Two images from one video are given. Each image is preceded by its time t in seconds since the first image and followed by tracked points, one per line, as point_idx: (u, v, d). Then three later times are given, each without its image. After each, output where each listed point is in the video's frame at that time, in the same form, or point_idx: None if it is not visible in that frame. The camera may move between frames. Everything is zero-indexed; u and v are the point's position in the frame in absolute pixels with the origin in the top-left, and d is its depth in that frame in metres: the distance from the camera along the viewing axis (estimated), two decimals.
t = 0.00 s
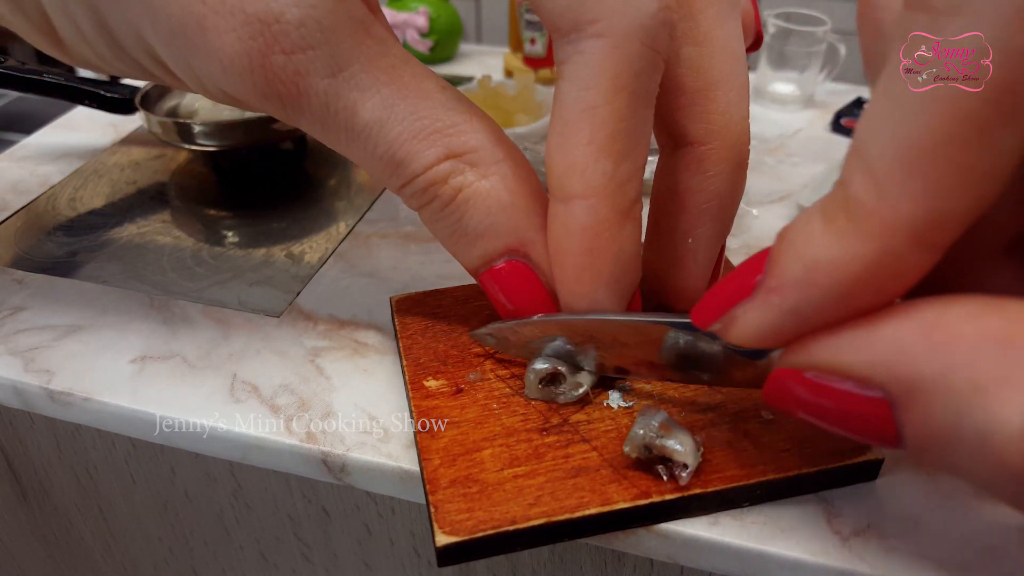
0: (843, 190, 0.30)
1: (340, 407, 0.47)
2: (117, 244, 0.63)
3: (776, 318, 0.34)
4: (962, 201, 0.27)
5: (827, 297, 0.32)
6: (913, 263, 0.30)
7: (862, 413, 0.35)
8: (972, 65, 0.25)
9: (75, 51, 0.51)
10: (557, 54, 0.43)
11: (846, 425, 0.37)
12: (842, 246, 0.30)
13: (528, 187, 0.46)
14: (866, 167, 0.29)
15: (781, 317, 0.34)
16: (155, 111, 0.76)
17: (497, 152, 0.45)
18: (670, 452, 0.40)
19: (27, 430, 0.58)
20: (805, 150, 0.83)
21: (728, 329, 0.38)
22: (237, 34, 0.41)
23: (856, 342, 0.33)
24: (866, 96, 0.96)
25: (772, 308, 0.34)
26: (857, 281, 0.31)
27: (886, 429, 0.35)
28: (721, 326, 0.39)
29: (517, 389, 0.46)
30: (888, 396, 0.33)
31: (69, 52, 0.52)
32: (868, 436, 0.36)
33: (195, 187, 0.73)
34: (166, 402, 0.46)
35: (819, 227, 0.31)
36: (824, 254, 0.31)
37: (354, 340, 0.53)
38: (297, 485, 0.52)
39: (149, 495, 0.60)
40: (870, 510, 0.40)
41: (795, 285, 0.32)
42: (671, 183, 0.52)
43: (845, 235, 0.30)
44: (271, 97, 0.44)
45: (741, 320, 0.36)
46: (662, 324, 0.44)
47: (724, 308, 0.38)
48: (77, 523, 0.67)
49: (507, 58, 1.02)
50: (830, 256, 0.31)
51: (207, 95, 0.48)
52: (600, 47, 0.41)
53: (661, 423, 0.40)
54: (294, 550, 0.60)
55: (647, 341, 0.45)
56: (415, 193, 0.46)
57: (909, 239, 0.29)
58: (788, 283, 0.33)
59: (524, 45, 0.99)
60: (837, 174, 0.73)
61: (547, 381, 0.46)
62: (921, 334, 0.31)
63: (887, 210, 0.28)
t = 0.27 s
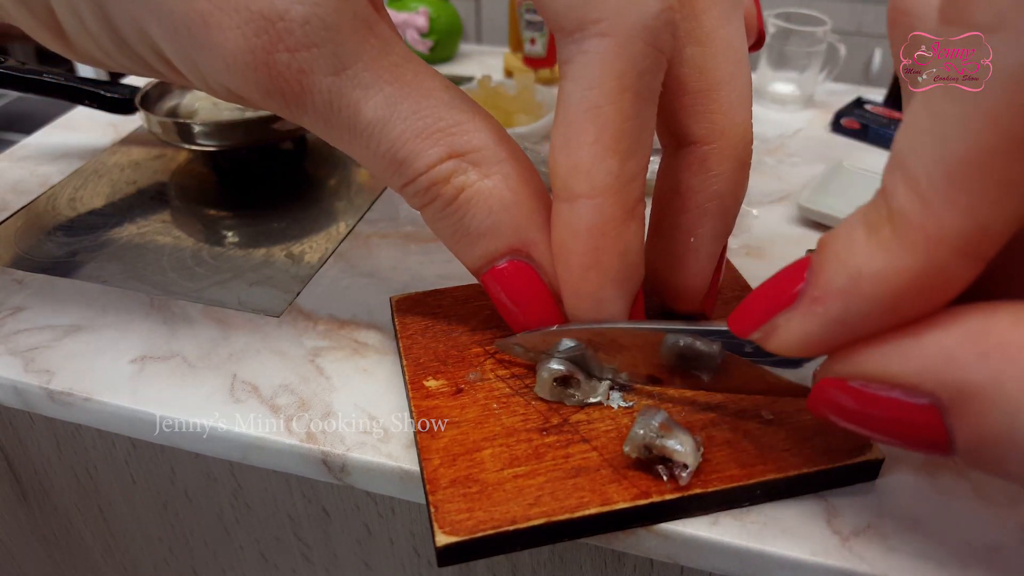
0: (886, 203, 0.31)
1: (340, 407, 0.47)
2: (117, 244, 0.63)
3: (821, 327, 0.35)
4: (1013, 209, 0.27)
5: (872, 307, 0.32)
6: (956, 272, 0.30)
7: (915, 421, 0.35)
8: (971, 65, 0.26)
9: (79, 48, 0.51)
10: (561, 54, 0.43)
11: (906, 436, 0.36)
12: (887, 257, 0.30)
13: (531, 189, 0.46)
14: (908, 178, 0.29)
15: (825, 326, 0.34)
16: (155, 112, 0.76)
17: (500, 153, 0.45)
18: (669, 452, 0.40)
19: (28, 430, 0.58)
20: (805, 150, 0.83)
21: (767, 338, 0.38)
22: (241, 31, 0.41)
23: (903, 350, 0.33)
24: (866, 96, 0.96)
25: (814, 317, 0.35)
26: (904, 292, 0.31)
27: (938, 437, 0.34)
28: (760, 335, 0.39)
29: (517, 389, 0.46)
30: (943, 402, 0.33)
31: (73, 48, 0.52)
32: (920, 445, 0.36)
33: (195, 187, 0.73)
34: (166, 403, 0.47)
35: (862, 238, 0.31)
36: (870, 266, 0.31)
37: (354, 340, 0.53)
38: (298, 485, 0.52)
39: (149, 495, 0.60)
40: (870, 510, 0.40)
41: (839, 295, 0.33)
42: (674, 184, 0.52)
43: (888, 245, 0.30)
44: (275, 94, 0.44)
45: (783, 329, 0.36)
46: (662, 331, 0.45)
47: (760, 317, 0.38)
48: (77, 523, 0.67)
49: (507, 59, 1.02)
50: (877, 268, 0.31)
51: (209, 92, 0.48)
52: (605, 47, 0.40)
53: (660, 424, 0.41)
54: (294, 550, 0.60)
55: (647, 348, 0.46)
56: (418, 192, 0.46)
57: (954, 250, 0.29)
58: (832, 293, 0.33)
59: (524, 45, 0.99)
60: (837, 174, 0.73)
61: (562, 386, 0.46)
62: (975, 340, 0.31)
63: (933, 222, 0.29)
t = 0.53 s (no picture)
0: (787, 223, 0.32)
1: (341, 407, 0.47)
2: (117, 244, 0.63)
3: (726, 332, 0.36)
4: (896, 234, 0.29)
5: (772, 317, 0.34)
6: (851, 288, 0.32)
7: (813, 415, 0.37)
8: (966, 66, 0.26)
9: (83, 44, 0.51)
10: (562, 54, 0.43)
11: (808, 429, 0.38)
12: (784, 271, 0.32)
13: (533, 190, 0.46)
14: (804, 199, 0.31)
15: (732, 331, 0.36)
16: (155, 112, 0.76)
17: (502, 152, 0.46)
18: (670, 453, 0.40)
19: (27, 430, 0.58)
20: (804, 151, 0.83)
21: (680, 339, 0.39)
22: (246, 29, 0.41)
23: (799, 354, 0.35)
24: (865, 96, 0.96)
25: (722, 322, 0.36)
26: (796, 304, 0.33)
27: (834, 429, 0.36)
28: (675, 335, 0.40)
29: (517, 389, 0.46)
30: (846, 398, 0.35)
31: (78, 45, 0.52)
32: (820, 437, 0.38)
33: (195, 187, 0.73)
34: (167, 403, 0.46)
35: (767, 255, 0.33)
36: (772, 278, 0.33)
37: (355, 340, 0.53)
38: (298, 485, 0.52)
39: (148, 495, 0.60)
40: (870, 510, 0.40)
41: (743, 304, 0.35)
42: (678, 186, 0.52)
43: (788, 260, 0.32)
44: (278, 92, 0.44)
45: (693, 331, 0.38)
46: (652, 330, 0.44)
47: (678, 318, 0.40)
48: (77, 523, 0.67)
49: (507, 58, 1.02)
50: (778, 280, 0.33)
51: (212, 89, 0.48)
52: (608, 50, 0.41)
53: (660, 425, 0.41)
54: (294, 550, 0.60)
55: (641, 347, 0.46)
56: (419, 191, 0.46)
57: (846, 266, 0.31)
58: (739, 302, 0.35)
59: (524, 45, 0.99)
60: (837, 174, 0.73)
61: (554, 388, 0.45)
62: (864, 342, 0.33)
63: (827, 241, 0.30)
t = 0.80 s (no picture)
0: None
1: (341, 407, 0.47)
2: (117, 244, 0.63)
3: (965, 358, 0.33)
4: None
5: None
6: None
7: None
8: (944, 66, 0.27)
9: (76, 43, 0.51)
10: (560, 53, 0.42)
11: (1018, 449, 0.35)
12: None
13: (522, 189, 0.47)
14: None
15: (970, 358, 0.33)
16: (155, 111, 0.76)
17: (491, 152, 0.45)
18: (667, 458, 0.40)
19: (28, 430, 0.58)
20: (804, 151, 0.82)
21: (903, 370, 0.36)
22: (234, 29, 0.40)
23: None
24: (865, 96, 0.96)
25: (960, 349, 0.33)
26: None
27: None
28: (896, 366, 0.37)
29: (517, 389, 0.46)
30: None
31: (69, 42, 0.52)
32: None
33: (195, 187, 0.73)
34: (167, 403, 0.46)
35: (1011, 271, 0.30)
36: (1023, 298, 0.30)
37: (355, 340, 0.53)
38: (298, 485, 0.52)
39: (148, 495, 0.60)
40: (870, 510, 0.40)
41: (989, 328, 0.31)
42: (674, 185, 0.52)
43: None
44: (267, 92, 0.43)
45: (922, 361, 0.35)
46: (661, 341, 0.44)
47: (895, 348, 0.37)
48: (78, 523, 0.67)
49: (507, 59, 1.02)
50: None
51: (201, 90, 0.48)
52: (597, 49, 0.40)
53: (672, 432, 0.41)
54: (295, 550, 0.60)
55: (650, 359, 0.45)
56: (410, 192, 0.46)
57: None
58: (979, 325, 0.31)
59: (524, 45, 0.99)
60: (836, 174, 0.73)
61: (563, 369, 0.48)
62: None
63: None
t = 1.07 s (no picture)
0: (1010, 155, 0.29)
1: (340, 407, 0.46)
2: (117, 244, 0.63)
3: (927, 290, 0.32)
4: None
5: (992, 265, 0.29)
6: None
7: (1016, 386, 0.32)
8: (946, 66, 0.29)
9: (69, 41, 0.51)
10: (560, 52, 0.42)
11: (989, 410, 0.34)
12: (1013, 209, 0.28)
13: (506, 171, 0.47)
14: None
15: (930, 290, 0.32)
16: (155, 112, 0.76)
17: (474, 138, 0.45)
18: (667, 457, 0.40)
19: (28, 430, 0.58)
20: (805, 150, 0.82)
21: (864, 308, 0.36)
22: (211, 21, 0.40)
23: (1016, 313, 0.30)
24: (865, 96, 0.96)
25: (924, 279, 0.32)
26: None
27: None
28: (857, 305, 0.36)
29: (516, 388, 0.46)
30: None
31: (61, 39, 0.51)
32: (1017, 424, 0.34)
33: (195, 187, 0.73)
34: (166, 402, 0.46)
35: (979, 191, 0.29)
36: (991, 219, 0.29)
37: (355, 339, 0.53)
38: (297, 485, 0.52)
39: (149, 495, 0.60)
40: (871, 510, 0.40)
41: (953, 257, 0.30)
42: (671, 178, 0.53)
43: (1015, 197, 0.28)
44: (245, 85, 0.43)
45: (884, 294, 0.34)
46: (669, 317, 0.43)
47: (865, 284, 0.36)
48: (78, 523, 0.67)
49: (507, 58, 1.02)
50: (998, 220, 0.29)
51: (179, 86, 0.48)
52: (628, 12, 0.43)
53: (672, 431, 0.41)
54: (295, 550, 0.60)
55: (655, 348, 0.45)
56: (395, 181, 0.46)
57: None
58: (946, 251, 0.30)
59: (524, 45, 0.99)
60: (836, 174, 0.73)
61: (576, 358, 0.48)
62: None
63: None
